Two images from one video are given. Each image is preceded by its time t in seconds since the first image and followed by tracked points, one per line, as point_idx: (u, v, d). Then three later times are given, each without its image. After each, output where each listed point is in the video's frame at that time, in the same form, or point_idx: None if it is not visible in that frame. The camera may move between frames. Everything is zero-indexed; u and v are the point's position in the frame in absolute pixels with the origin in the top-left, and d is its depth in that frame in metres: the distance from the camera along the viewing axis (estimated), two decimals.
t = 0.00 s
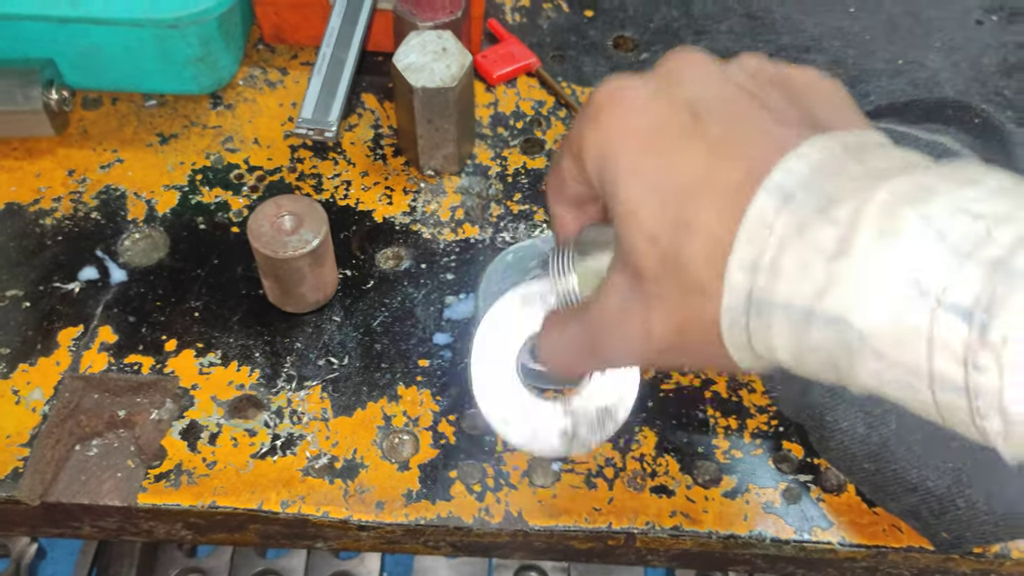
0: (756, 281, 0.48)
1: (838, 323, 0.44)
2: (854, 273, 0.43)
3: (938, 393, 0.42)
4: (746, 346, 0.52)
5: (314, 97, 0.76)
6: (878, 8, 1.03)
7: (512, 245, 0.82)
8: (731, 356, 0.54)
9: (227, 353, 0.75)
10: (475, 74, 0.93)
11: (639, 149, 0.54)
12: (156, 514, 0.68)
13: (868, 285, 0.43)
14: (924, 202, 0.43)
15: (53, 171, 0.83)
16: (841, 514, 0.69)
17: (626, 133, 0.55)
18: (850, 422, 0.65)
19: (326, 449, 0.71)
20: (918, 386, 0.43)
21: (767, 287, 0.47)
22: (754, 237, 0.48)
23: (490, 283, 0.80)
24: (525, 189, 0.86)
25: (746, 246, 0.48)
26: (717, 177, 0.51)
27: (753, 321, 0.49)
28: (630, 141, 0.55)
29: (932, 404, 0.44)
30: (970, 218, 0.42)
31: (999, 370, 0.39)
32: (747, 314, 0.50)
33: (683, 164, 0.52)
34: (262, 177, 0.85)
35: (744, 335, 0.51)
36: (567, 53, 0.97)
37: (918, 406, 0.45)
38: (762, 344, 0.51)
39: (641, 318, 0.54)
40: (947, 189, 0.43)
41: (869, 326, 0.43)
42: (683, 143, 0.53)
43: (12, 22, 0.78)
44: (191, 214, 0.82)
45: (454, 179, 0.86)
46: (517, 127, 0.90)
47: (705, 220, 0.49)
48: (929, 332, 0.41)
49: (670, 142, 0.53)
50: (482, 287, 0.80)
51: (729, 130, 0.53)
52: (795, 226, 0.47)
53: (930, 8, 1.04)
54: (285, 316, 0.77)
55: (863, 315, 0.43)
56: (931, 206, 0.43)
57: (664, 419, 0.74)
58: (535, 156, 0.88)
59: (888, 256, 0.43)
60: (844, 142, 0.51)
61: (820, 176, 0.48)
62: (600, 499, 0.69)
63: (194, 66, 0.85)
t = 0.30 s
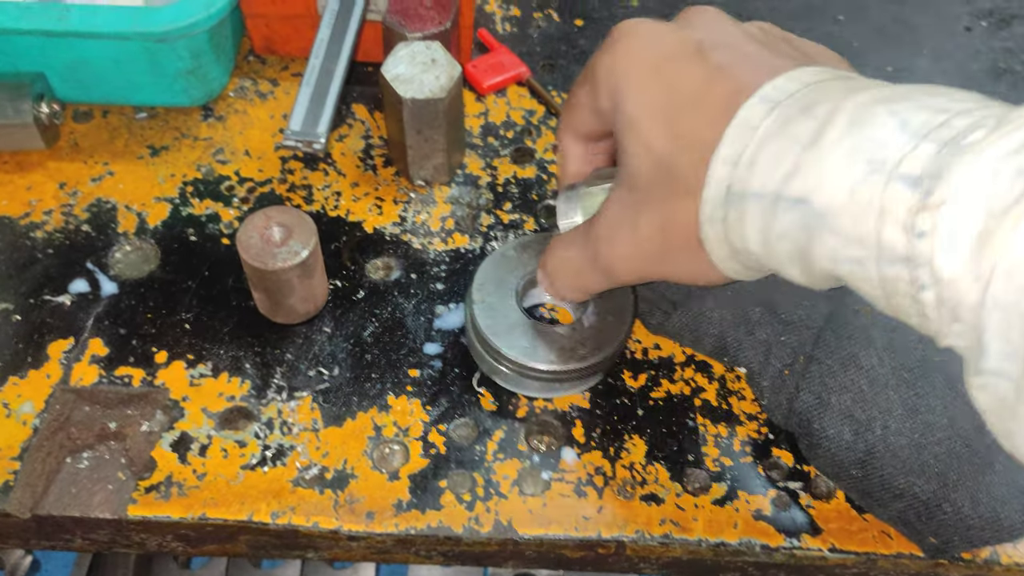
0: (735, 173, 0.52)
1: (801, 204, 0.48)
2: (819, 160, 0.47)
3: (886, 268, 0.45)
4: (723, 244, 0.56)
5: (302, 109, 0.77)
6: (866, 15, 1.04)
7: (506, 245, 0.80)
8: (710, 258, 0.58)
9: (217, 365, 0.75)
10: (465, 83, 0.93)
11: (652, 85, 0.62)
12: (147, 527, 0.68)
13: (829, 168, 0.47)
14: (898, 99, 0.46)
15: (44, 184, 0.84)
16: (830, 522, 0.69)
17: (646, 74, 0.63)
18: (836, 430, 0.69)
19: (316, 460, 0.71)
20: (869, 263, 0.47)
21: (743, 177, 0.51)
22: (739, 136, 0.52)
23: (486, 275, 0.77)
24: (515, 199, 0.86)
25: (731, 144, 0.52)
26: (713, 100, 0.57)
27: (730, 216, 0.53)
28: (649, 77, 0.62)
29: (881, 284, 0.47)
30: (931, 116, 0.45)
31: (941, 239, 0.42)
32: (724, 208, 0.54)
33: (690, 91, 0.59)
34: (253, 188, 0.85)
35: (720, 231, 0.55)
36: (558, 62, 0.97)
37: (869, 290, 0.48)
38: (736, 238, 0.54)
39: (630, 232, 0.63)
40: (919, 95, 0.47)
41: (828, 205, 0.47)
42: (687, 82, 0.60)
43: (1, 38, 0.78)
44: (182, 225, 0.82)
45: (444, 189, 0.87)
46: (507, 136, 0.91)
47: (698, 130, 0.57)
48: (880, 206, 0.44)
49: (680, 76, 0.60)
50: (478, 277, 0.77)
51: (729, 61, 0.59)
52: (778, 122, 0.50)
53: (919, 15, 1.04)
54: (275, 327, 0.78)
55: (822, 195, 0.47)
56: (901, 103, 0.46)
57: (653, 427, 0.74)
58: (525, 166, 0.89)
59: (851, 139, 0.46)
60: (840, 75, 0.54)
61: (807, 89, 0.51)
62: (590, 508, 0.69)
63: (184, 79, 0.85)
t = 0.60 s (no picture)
0: (848, 70, 0.51)
1: (933, 88, 0.48)
2: (959, 49, 0.48)
3: None
4: (806, 153, 0.53)
5: (296, 120, 0.76)
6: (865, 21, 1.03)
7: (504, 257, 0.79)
8: (788, 177, 0.54)
9: (212, 380, 0.75)
10: (461, 93, 0.92)
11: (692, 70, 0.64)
12: (141, 545, 0.67)
13: (969, 56, 0.48)
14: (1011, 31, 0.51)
15: (38, 198, 0.83)
16: (833, 535, 0.68)
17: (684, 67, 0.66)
18: (839, 443, 0.67)
19: (312, 476, 0.70)
20: (1006, 146, 0.46)
21: (857, 73, 0.51)
22: (850, 45, 0.52)
23: (483, 288, 0.76)
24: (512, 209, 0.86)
25: (838, 51, 0.52)
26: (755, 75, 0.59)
27: (833, 113, 0.51)
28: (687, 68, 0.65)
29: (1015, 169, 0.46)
30: None
31: None
32: (827, 106, 0.51)
33: (730, 74, 0.61)
34: (248, 200, 0.84)
35: (809, 135, 0.52)
36: (554, 70, 0.96)
37: (989, 184, 0.47)
38: (829, 143, 0.51)
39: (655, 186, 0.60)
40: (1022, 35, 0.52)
41: (966, 87, 0.47)
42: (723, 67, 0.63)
43: None
44: (176, 239, 0.82)
45: (441, 200, 0.86)
46: (504, 146, 0.90)
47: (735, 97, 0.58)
48: None
49: (718, 61, 0.63)
50: (474, 291, 0.76)
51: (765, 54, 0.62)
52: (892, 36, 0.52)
53: (918, 20, 1.03)
54: (271, 341, 0.77)
55: (960, 77, 0.47)
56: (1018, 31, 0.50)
57: (653, 440, 0.73)
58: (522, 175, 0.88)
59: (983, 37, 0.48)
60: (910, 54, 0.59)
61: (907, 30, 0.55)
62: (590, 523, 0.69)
63: (178, 91, 0.85)
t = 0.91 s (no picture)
0: (790, 200, 0.45)
1: (887, 226, 0.41)
2: (903, 174, 0.40)
3: (1008, 284, 0.40)
4: (784, 283, 0.48)
5: (287, 126, 0.76)
6: (855, 23, 1.03)
7: (498, 258, 0.79)
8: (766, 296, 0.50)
9: (205, 386, 0.75)
10: (453, 97, 0.92)
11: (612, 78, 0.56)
12: (134, 552, 0.67)
13: (919, 189, 0.40)
14: (969, 90, 0.40)
15: (30, 206, 0.83)
16: (826, 537, 0.68)
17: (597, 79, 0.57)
18: (830, 444, 0.67)
19: (304, 481, 0.70)
20: (984, 282, 0.41)
21: (802, 205, 0.44)
22: (780, 159, 0.45)
23: (475, 290, 0.76)
24: (504, 213, 0.86)
25: (772, 169, 0.45)
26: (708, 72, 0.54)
27: (790, 246, 0.46)
28: (602, 78, 0.57)
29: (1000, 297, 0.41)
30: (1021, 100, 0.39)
31: None
32: (782, 240, 0.46)
33: (674, 125, 0.52)
34: (241, 206, 0.84)
35: (778, 265, 0.48)
36: (547, 73, 0.96)
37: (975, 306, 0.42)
38: (800, 272, 0.47)
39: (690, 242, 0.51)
40: (989, 79, 0.41)
41: (925, 225, 0.40)
42: (646, 69, 0.56)
43: None
44: (169, 245, 0.82)
45: (433, 204, 0.86)
46: (496, 150, 0.90)
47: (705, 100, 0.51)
48: (995, 220, 0.39)
49: (651, 126, 0.53)
50: (467, 293, 0.76)
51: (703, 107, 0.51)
52: (825, 135, 0.43)
53: (909, 21, 1.03)
54: (263, 347, 0.77)
55: (913, 215, 0.40)
56: (977, 93, 0.40)
57: (645, 442, 0.73)
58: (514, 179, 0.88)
59: (933, 142, 0.40)
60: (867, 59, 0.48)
61: (846, 87, 0.45)
62: (582, 526, 0.68)
63: (171, 97, 0.85)
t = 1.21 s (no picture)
0: (777, 215, 0.44)
1: (879, 247, 0.41)
2: (891, 190, 0.40)
3: (1001, 305, 0.40)
4: (775, 293, 0.49)
5: (290, 122, 0.76)
6: (857, 19, 1.03)
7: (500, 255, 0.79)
8: (759, 308, 0.51)
9: (207, 383, 0.74)
10: (455, 93, 0.92)
11: (577, 75, 0.53)
12: (136, 548, 0.67)
13: (907, 207, 0.40)
14: (951, 100, 0.40)
15: (32, 203, 0.83)
16: (831, 532, 0.68)
17: (561, 76, 0.53)
18: (835, 439, 0.67)
19: (308, 478, 0.70)
20: (978, 302, 0.41)
21: (790, 221, 0.44)
22: (765, 172, 0.44)
23: (478, 287, 0.76)
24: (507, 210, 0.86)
25: (757, 181, 0.44)
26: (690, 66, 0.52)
27: (780, 261, 0.46)
28: (567, 75, 0.53)
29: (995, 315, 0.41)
30: (1007, 110, 0.39)
31: None
32: (770, 255, 0.46)
33: (658, 128, 0.49)
34: (243, 203, 0.84)
35: (769, 280, 0.48)
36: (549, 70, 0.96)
37: (968, 323, 0.43)
38: (791, 287, 0.47)
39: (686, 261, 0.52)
40: (971, 84, 0.40)
41: (915, 244, 0.40)
42: (611, 63, 0.53)
43: None
44: (171, 242, 0.82)
45: (435, 201, 0.86)
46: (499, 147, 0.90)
47: (680, 97, 0.49)
48: (986, 241, 0.39)
49: (632, 132, 0.50)
50: (469, 289, 0.76)
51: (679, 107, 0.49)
52: (809, 146, 0.43)
53: (911, 16, 1.03)
54: (266, 344, 0.77)
55: (905, 236, 0.40)
56: (961, 103, 0.39)
57: (649, 438, 0.73)
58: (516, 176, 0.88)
59: (918, 158, 0.40)
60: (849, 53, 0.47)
61: (827, 90, 0.44)
62: (586, 522, 0.68)
63: (173, 95, 0.85)
